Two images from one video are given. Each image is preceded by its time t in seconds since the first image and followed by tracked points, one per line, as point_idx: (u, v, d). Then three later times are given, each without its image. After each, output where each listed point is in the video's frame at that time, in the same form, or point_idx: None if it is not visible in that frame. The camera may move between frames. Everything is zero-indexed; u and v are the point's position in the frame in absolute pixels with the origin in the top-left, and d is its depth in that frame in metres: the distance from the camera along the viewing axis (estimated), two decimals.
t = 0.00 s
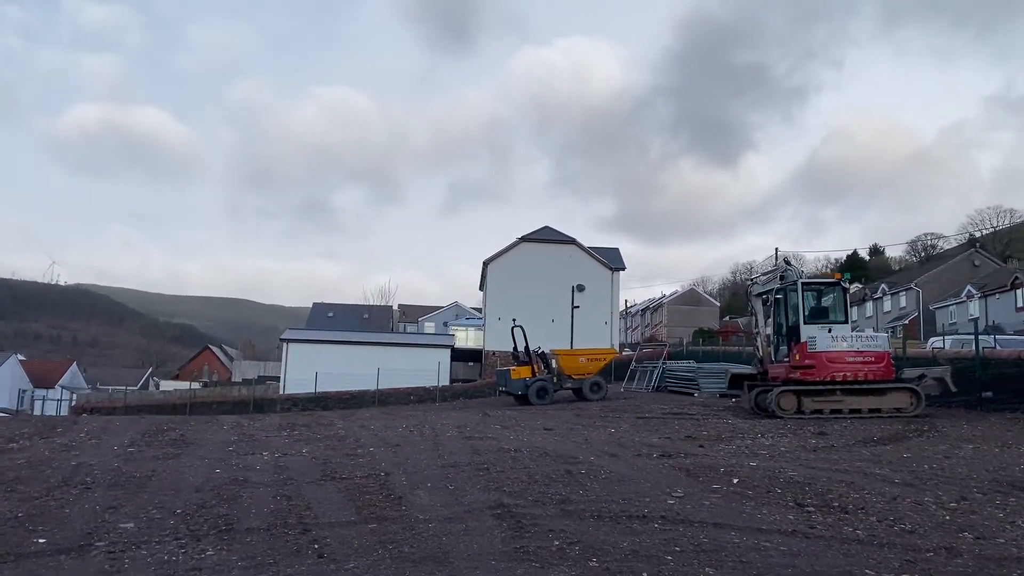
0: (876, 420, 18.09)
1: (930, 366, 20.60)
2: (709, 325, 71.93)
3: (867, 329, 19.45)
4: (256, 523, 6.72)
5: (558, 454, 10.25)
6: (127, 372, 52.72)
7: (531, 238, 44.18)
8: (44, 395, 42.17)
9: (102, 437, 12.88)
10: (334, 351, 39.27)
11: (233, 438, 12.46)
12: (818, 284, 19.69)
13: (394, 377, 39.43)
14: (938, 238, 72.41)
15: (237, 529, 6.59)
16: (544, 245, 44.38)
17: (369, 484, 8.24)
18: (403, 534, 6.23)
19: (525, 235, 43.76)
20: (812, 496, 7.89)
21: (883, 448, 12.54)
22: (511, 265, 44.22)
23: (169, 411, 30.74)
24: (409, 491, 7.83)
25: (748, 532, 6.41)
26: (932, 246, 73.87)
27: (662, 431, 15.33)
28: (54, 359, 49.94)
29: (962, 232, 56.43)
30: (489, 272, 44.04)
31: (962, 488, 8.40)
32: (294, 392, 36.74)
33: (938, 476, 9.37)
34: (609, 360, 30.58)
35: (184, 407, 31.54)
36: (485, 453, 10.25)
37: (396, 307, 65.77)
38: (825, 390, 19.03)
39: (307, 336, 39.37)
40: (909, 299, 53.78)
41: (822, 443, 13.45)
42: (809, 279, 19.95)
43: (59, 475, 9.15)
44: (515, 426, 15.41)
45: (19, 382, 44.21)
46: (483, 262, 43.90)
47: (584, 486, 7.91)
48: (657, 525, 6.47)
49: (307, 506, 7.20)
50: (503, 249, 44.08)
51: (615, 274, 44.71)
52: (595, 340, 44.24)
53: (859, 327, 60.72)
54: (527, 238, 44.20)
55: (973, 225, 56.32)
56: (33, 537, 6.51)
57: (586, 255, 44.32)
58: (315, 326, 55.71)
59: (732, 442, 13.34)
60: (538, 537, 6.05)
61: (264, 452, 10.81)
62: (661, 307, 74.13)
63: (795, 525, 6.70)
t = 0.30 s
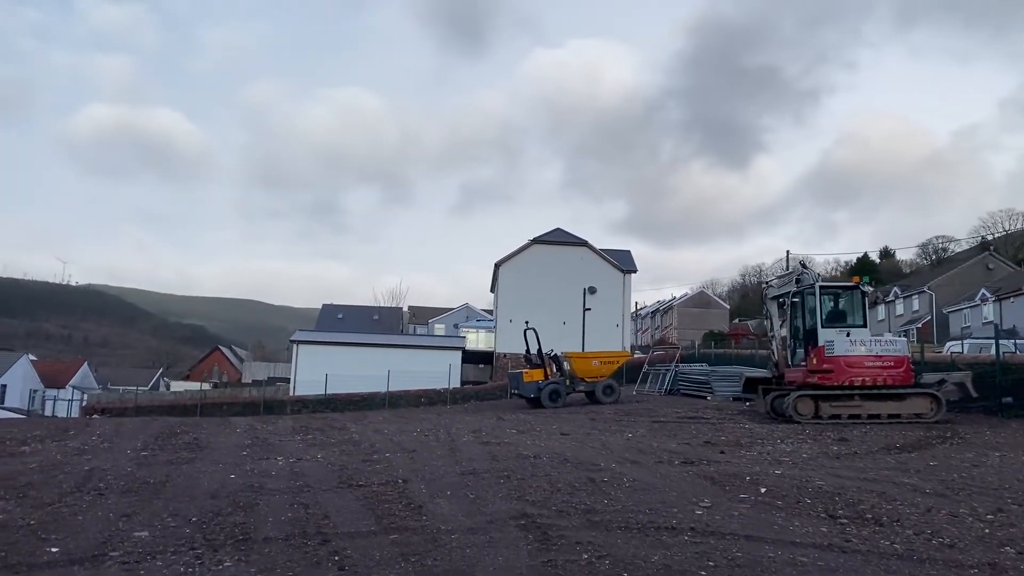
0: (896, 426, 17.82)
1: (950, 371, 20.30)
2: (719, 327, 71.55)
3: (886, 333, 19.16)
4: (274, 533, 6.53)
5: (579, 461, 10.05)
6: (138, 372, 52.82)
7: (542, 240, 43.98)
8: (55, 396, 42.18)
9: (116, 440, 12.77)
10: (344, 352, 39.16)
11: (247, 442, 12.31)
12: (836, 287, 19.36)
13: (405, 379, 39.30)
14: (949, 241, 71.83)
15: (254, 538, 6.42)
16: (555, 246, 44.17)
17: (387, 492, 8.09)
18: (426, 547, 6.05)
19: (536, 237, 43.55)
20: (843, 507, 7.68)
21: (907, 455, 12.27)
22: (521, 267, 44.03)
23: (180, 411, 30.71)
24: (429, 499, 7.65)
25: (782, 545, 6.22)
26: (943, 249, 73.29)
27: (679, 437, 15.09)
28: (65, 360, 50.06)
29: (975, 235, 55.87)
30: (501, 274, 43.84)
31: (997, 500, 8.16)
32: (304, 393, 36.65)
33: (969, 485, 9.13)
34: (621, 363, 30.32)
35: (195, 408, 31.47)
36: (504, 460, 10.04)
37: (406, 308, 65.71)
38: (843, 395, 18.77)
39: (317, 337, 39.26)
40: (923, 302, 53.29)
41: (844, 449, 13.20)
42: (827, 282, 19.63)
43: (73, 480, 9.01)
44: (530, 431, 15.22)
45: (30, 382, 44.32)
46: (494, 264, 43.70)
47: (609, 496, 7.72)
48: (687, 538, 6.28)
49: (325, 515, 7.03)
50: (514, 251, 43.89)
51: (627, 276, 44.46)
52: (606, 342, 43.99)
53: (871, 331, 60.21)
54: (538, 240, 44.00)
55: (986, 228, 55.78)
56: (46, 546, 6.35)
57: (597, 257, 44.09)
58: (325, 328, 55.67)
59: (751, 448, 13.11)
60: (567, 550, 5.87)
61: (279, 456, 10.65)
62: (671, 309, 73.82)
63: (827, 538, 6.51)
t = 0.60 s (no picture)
0: (926, 429, 17.46)
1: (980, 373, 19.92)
2: (738, 327, 70.96)
3: (915, 334, 18.79)
4: (299, 536, 6.39)
5: (606, 463, 9.84)
6: (159, 370, 53.19)
7: (561, 239, 43.74)
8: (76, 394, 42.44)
9: (139, 439, 12.73)
10: (363, 352, 39.12)
11: (269, 441, 12.21)
12: (863, 286, 18.98)
13: (423, 379, 39.21)
14: (972, 240, 70.78)
15: (280, 541, 6.27)
16: (574, 246, 43.93)
17: (413, 493, 7.93)
18: (456, 552, 5.87)
19: (555, 236, 43.33)
20: (884, 512, 7.43)
21: (941, 458, 11.95)
22: (540, 266, 43.81)
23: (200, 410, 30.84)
24: (457, 502, 7.48)
25: (824, 553, 5.99)
26: (966, 248, 72.25)
27: (705, 438, 14.84)
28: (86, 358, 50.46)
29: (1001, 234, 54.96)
30: (519, 273, 43.66)
31: None
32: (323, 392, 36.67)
33: (1012, 491, 8.82)
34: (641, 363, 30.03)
35: (215, 407, 31.56)
36: (530, 462, 9.85)
37: (424, 308, 65.73)
38: (871, 397, 18.43)
39: (336, 336, 39.25)
40: (947, 302, 52.49)
41: (875, 452, 12.90)
42: (854, 281, 19.24)
43: (95, 480, 8.93)
44: (552, 432, 15.04)
45: (53, 381, 44.72)
46: (512, 264, 43.53)
47: (641, 500, 7.51)
48: (725, 545, 6.07)
49: (351, 518, 6.87)
50: (532, 250, 43.67)
51: (646, 276, 44.17)
52: (626, 342, 43.68)
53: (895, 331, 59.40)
54: (557, 239, 43.76)
55: (1011, 226, 54.88)
56: (69, 549, 6.25)
57: (616, 256, 43.82)
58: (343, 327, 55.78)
59: (780, 451, 12.85)
60: (602, 558, 5.68)
61: (302, 457, 10.53)
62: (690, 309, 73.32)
63: (870, 546, 6.28)
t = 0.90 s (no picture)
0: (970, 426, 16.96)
1: None
2: (767, 323, 70.06)
3: (958, 328, 18.29)
4: (339, 534, 6.21)
5: (647, 461, 9.58)
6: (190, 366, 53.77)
7: (589, 234, 43.37)
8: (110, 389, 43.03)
9: (173, 433, 12.70)
10: (391, 347, 39.09)
11: (303, 436, 12.10)
12: (904, 280, 18.44)
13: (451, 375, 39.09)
14: (1008, 234, 69.14)
15: (320, 539, 6.11)
16: (602, 241, 43.53)
17: (453, 490, 7.74)
18: (502, 551, 5.66)
19: (582, 231, 42.98)
20: (944, 513, 7.11)
21: (993, 456, 11.52)
22: (567, 261, 43.49)
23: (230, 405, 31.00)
24: (498, 499, 7.27)
25: (887, 556, 5.70)
26: (1001, 242, 70.60)
27: (743, 435, 14.50)
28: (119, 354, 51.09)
29: None
30: (547, 268, 43.38)
31: None
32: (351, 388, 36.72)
33: None
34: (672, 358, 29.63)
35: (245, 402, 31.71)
36: (569, 458, 9.62)
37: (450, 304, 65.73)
38: (913, 393, 17.95)
39: (364, 332, 39.27)
40: (983, 298, 51.23)
41: (922, 450, 12.47)
42: (895, 275, 18.68)
43: (131, 475, 8.85)
44: (586, 428, 14.81)
45: (87, 376, 45.34)
46: (540, 259, 43.26)
47: (688, 499, 7.26)
48: (781, 547, 5.81)
49: (391, 516, 6.68)
50: (560, 245, 43.37)
51: (675, 271, 43.66)
52: (654, 338, 43.24)
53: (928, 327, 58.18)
54: (584, 234, 43.40)
55: None
56: (106, 546, 6.13)
57: (645, 251, 43.36)
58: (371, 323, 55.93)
59: (823, 448, 12.47)
60: (653, 560, 5.44)
61: (336, 452, 10.39)
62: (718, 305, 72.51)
63: (935, 548, 5.97)
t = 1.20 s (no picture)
0: None
1: None
2: (803, 317, 68.97)
3: (1009, 323, 17.72)
4: (385, 539, 6.05)
5: (695, 461, 9.30)
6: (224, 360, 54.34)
7: (622, 227, 42.90)
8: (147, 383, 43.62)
9: (214, 430, 12.70)
10: (423, 341, 39.06)
11: (342, 433, 11.99)
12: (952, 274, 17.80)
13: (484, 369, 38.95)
14: None
15: (366, 544, 5.95)
16: (636, 234, 43.04)
17: (499, 491, 7.56)
18: (555, 559, 5.45)
19: (616, 224, 42.52)
20: (1017, 519, 6.75)
21: None
22: (600, 255, 43.09)
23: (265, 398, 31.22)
24: (546, 501, 7.06)
25: (964, 566, 5.39)
26: None
27: (788, 433, 14.10)
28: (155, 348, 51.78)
29: None
30: (579, 262, 43.04)
31: None
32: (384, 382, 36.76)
33: None
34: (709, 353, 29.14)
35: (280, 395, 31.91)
36: (615, 458, 9.36)
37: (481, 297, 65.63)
38: (963, 389, 17.40)
39: (397, 326, 39.26)
40: None
41: (979, 449, 12.01)
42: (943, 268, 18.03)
43: (173, 474, 8.80)
44: (628, 425, 14.51)
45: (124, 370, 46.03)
46: (572, 252, 42.90)
47: (744, 503, 7.00)
48: (849, 555, 5.53)
49: (437, 520, 6.51)
50: (593, 238, 42.96)
51: (710, 264, 43.03)
52: (689, 332, 42.73)
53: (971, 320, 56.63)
54: (618, 227, 42.94)
55: None
56: (151, 549, 6.02)
57: (680, 244, 42.81)
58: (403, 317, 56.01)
59: (873, 447, 12.08)
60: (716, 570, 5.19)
61: (376, 450, 10.27)
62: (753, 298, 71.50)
63: (1014, 558, 5.64)
